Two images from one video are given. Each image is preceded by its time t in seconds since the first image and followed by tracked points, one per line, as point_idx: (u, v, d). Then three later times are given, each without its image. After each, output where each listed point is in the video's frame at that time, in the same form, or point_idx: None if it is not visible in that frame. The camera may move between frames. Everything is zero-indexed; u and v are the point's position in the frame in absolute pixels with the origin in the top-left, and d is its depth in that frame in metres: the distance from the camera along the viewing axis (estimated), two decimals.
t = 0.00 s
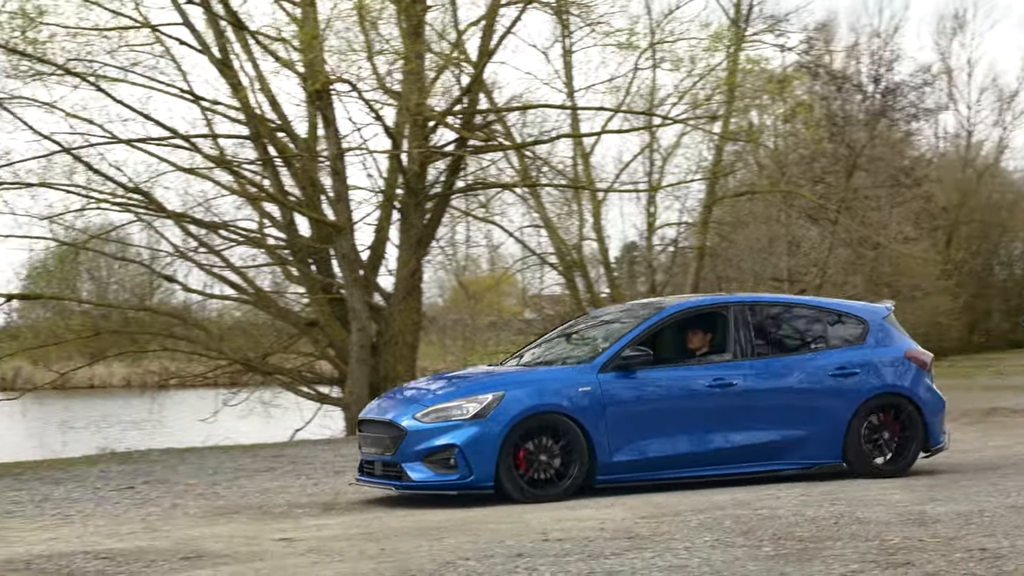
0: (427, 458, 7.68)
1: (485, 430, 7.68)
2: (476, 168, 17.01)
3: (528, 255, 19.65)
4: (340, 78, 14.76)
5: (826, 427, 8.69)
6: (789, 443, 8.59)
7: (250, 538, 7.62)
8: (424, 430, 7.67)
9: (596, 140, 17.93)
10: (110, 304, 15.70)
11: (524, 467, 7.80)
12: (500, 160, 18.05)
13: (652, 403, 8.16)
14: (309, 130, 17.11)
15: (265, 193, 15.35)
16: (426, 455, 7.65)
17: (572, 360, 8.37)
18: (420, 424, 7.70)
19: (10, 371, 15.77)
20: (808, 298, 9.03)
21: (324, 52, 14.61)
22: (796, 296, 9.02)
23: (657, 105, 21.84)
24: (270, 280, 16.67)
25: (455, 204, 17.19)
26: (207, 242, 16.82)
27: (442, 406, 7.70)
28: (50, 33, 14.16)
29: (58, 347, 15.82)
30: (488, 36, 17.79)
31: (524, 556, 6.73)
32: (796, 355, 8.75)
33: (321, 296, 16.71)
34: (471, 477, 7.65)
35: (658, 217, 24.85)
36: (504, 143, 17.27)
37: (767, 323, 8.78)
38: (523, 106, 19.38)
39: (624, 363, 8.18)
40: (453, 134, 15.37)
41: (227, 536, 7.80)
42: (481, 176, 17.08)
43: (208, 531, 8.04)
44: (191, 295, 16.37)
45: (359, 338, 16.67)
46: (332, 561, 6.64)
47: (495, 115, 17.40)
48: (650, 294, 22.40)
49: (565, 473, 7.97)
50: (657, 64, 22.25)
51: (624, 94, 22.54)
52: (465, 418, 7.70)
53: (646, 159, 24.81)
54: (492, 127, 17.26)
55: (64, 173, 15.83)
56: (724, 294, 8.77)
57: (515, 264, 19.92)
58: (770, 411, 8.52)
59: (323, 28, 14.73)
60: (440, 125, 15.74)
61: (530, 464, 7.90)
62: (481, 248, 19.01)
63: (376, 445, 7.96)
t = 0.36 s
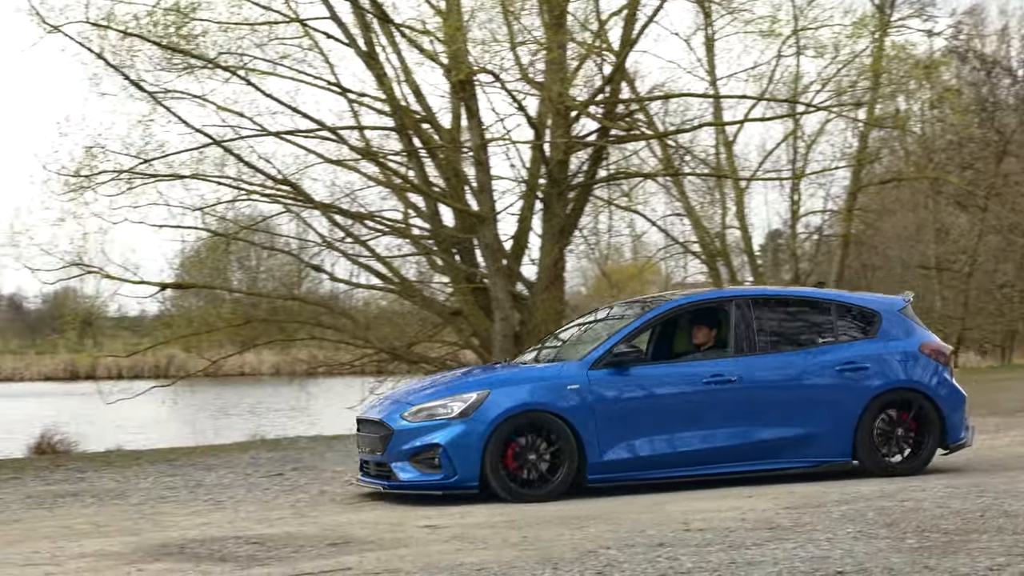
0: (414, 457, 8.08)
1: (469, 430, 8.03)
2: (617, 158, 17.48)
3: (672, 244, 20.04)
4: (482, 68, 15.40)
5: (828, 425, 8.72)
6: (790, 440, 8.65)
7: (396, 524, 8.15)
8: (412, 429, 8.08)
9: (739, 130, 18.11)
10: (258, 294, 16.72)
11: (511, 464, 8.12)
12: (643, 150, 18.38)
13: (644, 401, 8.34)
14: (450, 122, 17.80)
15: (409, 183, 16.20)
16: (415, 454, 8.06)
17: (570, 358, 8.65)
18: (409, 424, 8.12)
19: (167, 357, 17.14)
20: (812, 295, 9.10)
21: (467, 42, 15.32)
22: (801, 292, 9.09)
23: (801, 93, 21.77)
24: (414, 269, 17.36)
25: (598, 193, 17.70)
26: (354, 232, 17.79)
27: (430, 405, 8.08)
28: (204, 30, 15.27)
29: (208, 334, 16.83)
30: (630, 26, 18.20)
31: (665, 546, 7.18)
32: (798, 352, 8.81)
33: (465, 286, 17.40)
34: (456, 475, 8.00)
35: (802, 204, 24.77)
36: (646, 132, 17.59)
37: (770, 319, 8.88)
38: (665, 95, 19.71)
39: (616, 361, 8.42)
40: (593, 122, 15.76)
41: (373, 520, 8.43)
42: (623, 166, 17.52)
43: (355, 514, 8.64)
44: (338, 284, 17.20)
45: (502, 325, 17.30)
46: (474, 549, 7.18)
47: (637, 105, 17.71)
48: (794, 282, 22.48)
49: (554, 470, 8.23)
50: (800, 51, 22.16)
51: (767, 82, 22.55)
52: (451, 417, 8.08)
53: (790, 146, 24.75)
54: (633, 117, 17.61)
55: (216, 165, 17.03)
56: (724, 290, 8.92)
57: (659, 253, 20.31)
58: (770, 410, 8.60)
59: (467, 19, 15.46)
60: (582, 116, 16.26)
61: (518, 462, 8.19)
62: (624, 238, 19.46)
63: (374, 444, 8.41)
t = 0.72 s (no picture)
0: (406, 451, 7.54)
1: (462, 423, 7.47)
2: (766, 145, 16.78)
3: (823, 233, 19.51)
4: (630, 56, 14.45)
5: (844, 425, 7.91)
6: (800, 441, 7.85)
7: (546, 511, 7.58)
8: (403, 423, 7.54)
9: (892, 115, 17.35)
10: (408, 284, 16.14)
11: (506, 461, 7.52)
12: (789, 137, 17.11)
13: (641, 398, 7.62)
14: (599, 110, 17.48)
15: (557, 173, 15.42)
16: (406, 449, 7.52)
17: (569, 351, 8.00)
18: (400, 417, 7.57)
19: (318, 346, 17.13)
20: (825, 286, 8.26)
21: (615, 30, 14.43)
22: (815, 285, 8.27)
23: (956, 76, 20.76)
24: (563, 259, 16.48)
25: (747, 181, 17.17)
26: (502, 223, 17.75)
27: (422, 398, 7.54)
28: (353, 18, 14.91)
29: (358, 324, 16.41)
30: (779, 10, 17.80)
31: (814, 537, 6.94)
32: (809, 347, 8.00)
33: (613, 276, 16.31)
34: (445, 472, 7.45)
35: (957, 190, 23.78)
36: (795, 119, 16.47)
37: (779, 313, 8.07)
38: (813, 80, 19.15)
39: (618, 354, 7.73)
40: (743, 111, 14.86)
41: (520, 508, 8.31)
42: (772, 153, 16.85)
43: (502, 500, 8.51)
44: (486, 275, 16.52)
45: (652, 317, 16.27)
46: (623, 539, 6.94)
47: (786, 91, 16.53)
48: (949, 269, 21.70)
49: (551, 468, 7.60)
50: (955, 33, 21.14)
51: (919, 65, 21.64)
52: (444, 411, 7.52)
53: (944, 131, 23.80)
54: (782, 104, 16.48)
55: (365, 154, 17.60)
56: (734, 282, 8.17)
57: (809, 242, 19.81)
58: (779, 407, 7.82)
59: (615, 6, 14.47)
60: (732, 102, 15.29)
61: (513, 459, 7.58)
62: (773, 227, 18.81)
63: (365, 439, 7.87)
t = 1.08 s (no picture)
0: (399, 445, 7.29)
1: (454, 416, 7.22)
2: (920, 129, 15.81)
3: (979, 221, 17.64)
4: (780, 43, 13.90)
5: (850, 421, 7.61)
6: (803, 437, 7.58)
7: (691, 503, 7.47)
8: (396, 416, 7.29)
9: None
10: (557, 275, 15.98)
11: (499, 456, 7.26)
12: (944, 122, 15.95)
13: (638, 393, 7.37)
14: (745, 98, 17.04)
15: (706, 160, 14.90)
16: (398, 442, 7.27)
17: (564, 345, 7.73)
18: (392, 410, 7.32)
19: (465, 337, 16.73)
20: (830, 281, 7.93)
21: (765, 16, 13.62)
22: (820, 280, 7.94)
23: None
24: (713, 248, 15.78)
25: (900, 167, 16.26)
26: (650, 211, 17.15)
27: (415, 391, 7.29)
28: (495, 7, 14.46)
29: (506, 314, 16.27)
30: None
31: (964, 524, 6.62)
32: (814, 343, 7.69)
33: (763, 265, 15.55)
34: (436, 467, 7.20)
35: None
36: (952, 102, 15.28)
37: (782, 308, 7.76)
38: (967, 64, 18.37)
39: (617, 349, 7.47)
40: (898, 97, 14.09)
41: (670, 499, 7.61)
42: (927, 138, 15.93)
43: (649, 491, 7.89)
44: (636, 265, 16.04)
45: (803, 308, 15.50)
46: (769, 527, 6.74)
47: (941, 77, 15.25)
48: None
49: (544, 463, 7.34)
50: None
51: None
52: (436, 404, 7.26)
53: None
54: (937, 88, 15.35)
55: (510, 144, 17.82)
56: (735, 276, 7.87)
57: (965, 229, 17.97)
58: (782, 403, 7.54)
59: None
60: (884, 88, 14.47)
61: (506, 454, 7.31)
62: (930, 214, 17.48)
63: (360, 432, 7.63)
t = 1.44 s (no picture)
0: (384, 439, 6.40)
1: (439, 410, 6.32)
2: None
3: None
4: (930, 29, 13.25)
5: (854, 418, 6.64)
6: (803, 435, 6.61)
7: (832, 493, 6.62)
8: (382, 410, 6.40)
9: None
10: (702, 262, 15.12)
11: (486, 449, 6.36)
12: None
13: (626, 388, 6.47)
14: (896, 83, 16.34)
15: (853, 149, 14.35)
16: (383, 436, 6.38)
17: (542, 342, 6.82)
18: (379, 404, 6.43)
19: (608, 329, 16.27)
20: (825, 273, 6.93)
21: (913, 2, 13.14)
22: (823, 271, 6.96)
23: None
24: (861, 237, 15.33)
25: None
26: (796, 200, 16.69)
27: (400, 383, 6.42)
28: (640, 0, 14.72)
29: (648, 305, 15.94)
30: None
31: None
32: (809, 340, 6.69)
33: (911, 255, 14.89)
34: (421, 461, 6.29)
35: None
36: None
37: (781, 301, 6.79)
38: None
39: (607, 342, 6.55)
40: None
41: (808, 490, 6.79)
42: None
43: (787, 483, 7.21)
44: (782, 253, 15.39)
45: (954, 299, 14.75)
46: (915, 517, 6.05)
47: None
48: None
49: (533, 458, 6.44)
50: None
51: None
52: (421, 398, 6.36)
53: None
54: None
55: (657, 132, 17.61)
56: (730, 267, 6.92)
57: None
58: (782, 398, 6.59)
59: None
60: None
61: (494, 448, 6.40)
62: None
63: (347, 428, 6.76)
